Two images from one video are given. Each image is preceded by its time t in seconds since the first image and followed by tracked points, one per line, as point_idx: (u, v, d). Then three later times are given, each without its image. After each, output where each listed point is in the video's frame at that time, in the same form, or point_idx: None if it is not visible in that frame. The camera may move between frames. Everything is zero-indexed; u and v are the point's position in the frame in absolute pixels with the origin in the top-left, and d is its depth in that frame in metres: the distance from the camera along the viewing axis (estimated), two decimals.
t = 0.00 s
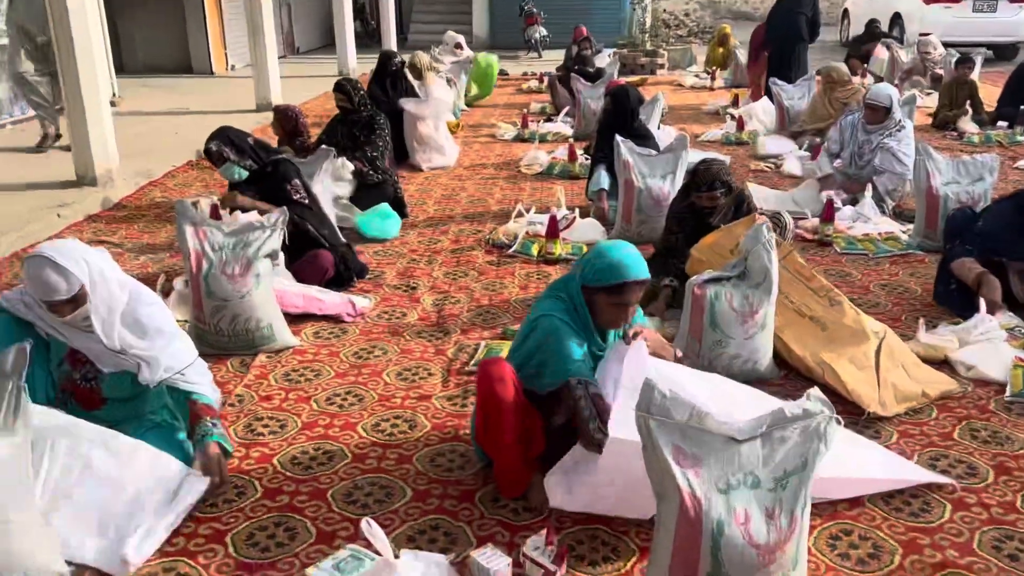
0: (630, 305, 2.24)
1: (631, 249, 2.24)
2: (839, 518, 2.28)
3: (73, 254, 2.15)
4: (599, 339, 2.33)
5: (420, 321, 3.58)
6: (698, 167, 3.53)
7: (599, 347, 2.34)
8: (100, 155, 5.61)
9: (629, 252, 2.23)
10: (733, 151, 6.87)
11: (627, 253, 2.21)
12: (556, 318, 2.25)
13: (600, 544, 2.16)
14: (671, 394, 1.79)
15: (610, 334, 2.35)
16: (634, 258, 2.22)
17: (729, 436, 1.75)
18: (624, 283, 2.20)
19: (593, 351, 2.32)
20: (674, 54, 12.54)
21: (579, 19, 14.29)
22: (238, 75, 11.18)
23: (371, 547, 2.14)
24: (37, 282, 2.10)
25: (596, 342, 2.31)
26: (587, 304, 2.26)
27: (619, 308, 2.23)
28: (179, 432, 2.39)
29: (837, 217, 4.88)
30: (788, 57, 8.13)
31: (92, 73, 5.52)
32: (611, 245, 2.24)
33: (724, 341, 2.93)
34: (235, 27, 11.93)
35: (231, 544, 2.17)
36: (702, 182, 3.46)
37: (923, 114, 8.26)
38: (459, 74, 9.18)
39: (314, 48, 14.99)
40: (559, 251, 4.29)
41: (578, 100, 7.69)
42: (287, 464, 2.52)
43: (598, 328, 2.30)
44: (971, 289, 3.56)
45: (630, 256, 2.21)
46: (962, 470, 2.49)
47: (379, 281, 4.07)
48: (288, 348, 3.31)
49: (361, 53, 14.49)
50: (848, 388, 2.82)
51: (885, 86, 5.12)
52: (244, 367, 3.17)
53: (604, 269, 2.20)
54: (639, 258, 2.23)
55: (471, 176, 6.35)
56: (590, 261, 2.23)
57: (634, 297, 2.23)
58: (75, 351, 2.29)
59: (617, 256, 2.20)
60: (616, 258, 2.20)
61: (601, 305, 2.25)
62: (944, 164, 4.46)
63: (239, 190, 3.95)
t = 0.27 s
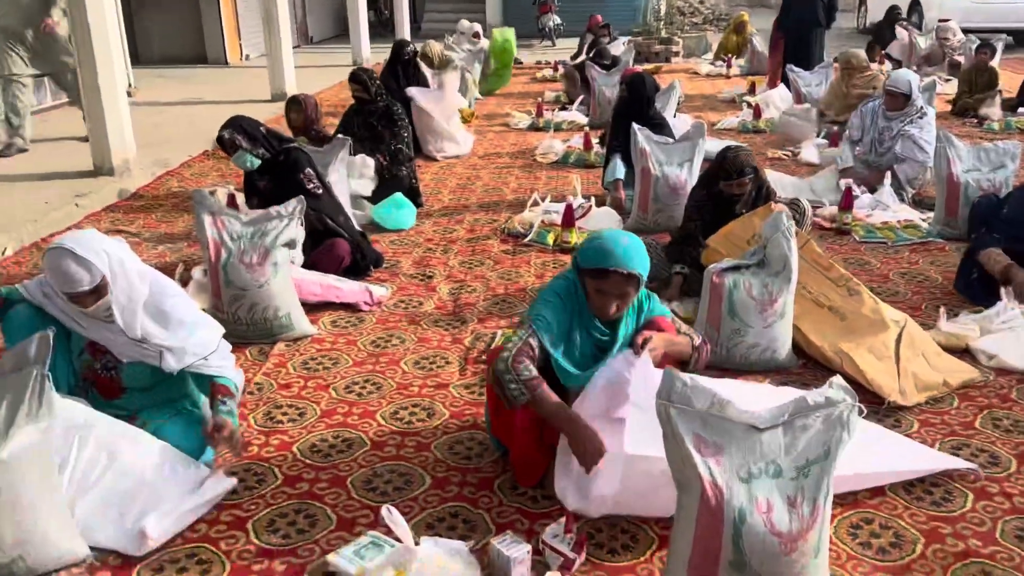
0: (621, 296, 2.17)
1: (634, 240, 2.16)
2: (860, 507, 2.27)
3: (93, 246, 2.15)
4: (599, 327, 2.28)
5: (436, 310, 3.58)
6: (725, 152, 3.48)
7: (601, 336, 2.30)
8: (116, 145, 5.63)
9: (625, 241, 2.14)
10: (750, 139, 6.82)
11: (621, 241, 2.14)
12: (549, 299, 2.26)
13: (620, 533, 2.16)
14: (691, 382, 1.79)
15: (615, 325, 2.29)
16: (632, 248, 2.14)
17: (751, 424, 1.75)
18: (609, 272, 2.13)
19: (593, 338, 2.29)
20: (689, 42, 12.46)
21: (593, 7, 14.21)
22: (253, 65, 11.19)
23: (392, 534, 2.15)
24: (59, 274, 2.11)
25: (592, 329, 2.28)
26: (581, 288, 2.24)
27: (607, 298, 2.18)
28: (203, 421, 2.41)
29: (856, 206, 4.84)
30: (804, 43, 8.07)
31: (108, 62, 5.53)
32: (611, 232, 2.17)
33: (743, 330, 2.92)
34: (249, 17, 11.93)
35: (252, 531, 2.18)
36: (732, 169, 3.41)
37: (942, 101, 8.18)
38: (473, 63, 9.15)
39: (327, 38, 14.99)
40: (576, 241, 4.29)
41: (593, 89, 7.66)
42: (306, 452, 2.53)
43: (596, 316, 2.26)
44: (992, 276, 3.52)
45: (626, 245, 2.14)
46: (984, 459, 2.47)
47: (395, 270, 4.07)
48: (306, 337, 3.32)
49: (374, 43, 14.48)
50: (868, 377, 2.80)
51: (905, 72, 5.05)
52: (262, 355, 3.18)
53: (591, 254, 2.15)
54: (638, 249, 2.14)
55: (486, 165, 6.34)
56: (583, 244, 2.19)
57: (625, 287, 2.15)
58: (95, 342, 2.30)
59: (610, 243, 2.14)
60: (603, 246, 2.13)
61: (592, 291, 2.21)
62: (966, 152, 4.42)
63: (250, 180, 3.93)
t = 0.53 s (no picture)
0: (608, 289, 2.17)
1: (625, 233, 2.14)
2: (875, 491, 2.26)
3: (108, 233, 2.16)
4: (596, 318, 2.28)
5: (448, 296, 3.58)
6: (744, 137, 3.43)
7: (599, 326, 2.29)
8: (126, 131, 5.63)
9: (615, 234, 2.13)
10: (761, 123, 6.78)
11: (611, 233, 2.13)
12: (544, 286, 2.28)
13: (634, 517, 2.17)
14: (707, 368, 1.79)
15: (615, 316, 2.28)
16: (622, 241, 2.13)
17: (766, 409, 1.74)
18: (595, 264, 2.13)
19: (588, 329, 2.29)
20: (699, 25, 12.37)
21: None
22: (261, 52, 11.16)
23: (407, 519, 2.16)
24: (74, 262, 2.11)
25: (584, 321, 2.28)
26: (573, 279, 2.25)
27: (594, 291, 2.18)
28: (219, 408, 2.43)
29: (869, 189, 4.81)
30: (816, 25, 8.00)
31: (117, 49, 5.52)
32: (606, 222, 2.16)
33: (756, 314, 2.91)
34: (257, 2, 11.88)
35: (268, 516, 2.19)
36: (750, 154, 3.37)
37: (955, 83, 8.10)
38: (482, 47, 9.10)
39: (335, 23, 14.94)
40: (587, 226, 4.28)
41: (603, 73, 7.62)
42: (320, 437, 2.54)
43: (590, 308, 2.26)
44: (1007, 260, 3.50)
45: (615, 238, 2.12)
46: (1000, 443, 2.46)
47: (406, 256, 4.07)
48: (318, 324, 3.33)
49: (382, 28, 14.43)
50: (882, 362, 2.78)
51: (918, 54, 4.99)
52: (275, 342, 3.19)
53: (579, 244, 2.15)
54: (627, 241, 2.13)
55: (496, 150, 6.33)
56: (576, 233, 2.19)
57: (612, 280, 2.15)
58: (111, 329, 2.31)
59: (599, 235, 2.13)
60: (590, 237, 2.13)
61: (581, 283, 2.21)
62: (981, 134, 4.38)
63: (259, 167, 3.92)
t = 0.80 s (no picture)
0: (605, 281, 2.17)
1: (619, 223, 2.13)
2: (882, 469, 2.26)
3: (114, 211, 2.18)
4: (596, 307, 2.28)
5: (453, 276, 3.57)
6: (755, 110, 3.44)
7: (603, 312, 2.29)
8: (128, 113, 5.60)
9: (609, 223, 2.12)
10: (768, 100, 6.72)
11: (604, 223, 2.12)
12: (543, 277, 2.29)
13: (641, 496, 2.16)
14: (713, 344, 1.78)
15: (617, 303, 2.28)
16: (617, 232, 2.13)
17: (774, 386, 1.74)
18: (589, 255, 2.13)
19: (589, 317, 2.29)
20: (705, 2, 12.26)
21: None
22: (263, 33, 11.10)
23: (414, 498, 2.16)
24: (78, 238, 2.14)
25: (583, 311, 2.28)
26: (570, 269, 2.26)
27: (590, 281, 2.17)
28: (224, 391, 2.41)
29: (876, 166, 4.78)
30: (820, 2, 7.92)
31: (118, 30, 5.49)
32: (602, 212, 2.16)
33: (763, 293, 2.89)
34: None
35: (275, 496, 2.20)
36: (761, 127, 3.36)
37: (964, 58, 8.01)
38: (486, 26, 9.04)
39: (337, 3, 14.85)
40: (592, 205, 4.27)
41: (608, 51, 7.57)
42: (327, 418, 2.54)
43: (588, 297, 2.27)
44: (1015, 236, 3.48)
45: (610, 229, 2.12)
46: (1007, 420, 2.45)
47: (411, 237, 4.06)
48: (324, 305, 3.33)
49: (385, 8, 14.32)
50: (888, 340, 2.77)
51: (928, 28, 4.97)
52: (281, 323, 3.19)
53: (573, 236, 2.15)
54: (622, 231, 2.12)
55: (500, 130, 6.29)
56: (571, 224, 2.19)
57: (608, 272, 2.14)
58: (118, 309, 2.32)
59: (595, 225, 2.13)
60: (583, 229, 2.13)
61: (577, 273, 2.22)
62: (988, 109, 4.32)
63: (262, 147, 3.91)
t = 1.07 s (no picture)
0: (604, 258, 2.14)
1: (619, 200, 2.10)
2: (883, 438, 2.25)
3: (103, 180, 2.15)
4: (594, 280, 2.28)
5: (450, 250, 3.54)
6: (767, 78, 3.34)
7: (602, 285, 2.29)
8: (121, 89, 5.54)
9: (609, 200, 2.09)
10: (767, 70, 6.65)
11: (604, 199, 2.08)
12: (540, 252, 2.27)
13: (641, 467, 2.15)
14: (714, 313, 1.76)
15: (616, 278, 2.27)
16: (617, 208, 2.09)
17: (774, 354, 1.72)
18: (590, 233, 2.10)
19: (588, 290, 2.29)
20: None
21: None
22: (256, 6, 10.96)
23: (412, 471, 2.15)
24: (69, 207, 2.13)
25: (581, 285, 2.28)
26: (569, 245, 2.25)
27: (589, 258, 2.14)
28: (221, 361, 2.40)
29: (876, 135, 4.73)
30: None
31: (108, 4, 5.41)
32: (601, 186, 2.12)
33: (763, 263, 2.87)
34: None
35: (273, 470, 2.19)
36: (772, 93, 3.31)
37: (965, 26, 7.93)
38: None
39: None
40: (590, 177, 4.23)
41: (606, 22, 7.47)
42: (325, 391, 2.53)
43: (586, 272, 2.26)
44: (1017, 203, 3.45)
45: (610, 206, 2.08)
46: (1008, 388, 2.44)
47: (408, 210, 4.03)
48: (321, 280, 3.30)
49: None
50: (889, 308, 2.75)
51: None
52: (278, 298, 3.17)
53: (572, 213, 2.11)
54: (622, 207, 2.09)
55: (497, 102, 6.23)
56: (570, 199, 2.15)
57: (608, 249, 2.12)
58: (112, 281, 2.30)
59: (594, 202, 2.09)
60: (583, 206, 2.09)
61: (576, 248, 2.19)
62: (991, 76, 4.31)
63: (251, 123, 3.85)
